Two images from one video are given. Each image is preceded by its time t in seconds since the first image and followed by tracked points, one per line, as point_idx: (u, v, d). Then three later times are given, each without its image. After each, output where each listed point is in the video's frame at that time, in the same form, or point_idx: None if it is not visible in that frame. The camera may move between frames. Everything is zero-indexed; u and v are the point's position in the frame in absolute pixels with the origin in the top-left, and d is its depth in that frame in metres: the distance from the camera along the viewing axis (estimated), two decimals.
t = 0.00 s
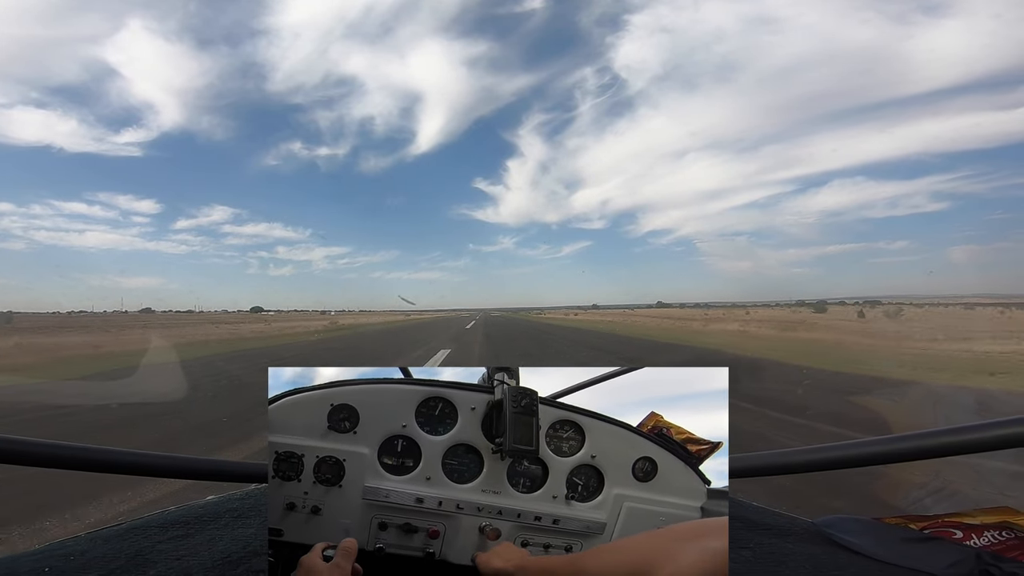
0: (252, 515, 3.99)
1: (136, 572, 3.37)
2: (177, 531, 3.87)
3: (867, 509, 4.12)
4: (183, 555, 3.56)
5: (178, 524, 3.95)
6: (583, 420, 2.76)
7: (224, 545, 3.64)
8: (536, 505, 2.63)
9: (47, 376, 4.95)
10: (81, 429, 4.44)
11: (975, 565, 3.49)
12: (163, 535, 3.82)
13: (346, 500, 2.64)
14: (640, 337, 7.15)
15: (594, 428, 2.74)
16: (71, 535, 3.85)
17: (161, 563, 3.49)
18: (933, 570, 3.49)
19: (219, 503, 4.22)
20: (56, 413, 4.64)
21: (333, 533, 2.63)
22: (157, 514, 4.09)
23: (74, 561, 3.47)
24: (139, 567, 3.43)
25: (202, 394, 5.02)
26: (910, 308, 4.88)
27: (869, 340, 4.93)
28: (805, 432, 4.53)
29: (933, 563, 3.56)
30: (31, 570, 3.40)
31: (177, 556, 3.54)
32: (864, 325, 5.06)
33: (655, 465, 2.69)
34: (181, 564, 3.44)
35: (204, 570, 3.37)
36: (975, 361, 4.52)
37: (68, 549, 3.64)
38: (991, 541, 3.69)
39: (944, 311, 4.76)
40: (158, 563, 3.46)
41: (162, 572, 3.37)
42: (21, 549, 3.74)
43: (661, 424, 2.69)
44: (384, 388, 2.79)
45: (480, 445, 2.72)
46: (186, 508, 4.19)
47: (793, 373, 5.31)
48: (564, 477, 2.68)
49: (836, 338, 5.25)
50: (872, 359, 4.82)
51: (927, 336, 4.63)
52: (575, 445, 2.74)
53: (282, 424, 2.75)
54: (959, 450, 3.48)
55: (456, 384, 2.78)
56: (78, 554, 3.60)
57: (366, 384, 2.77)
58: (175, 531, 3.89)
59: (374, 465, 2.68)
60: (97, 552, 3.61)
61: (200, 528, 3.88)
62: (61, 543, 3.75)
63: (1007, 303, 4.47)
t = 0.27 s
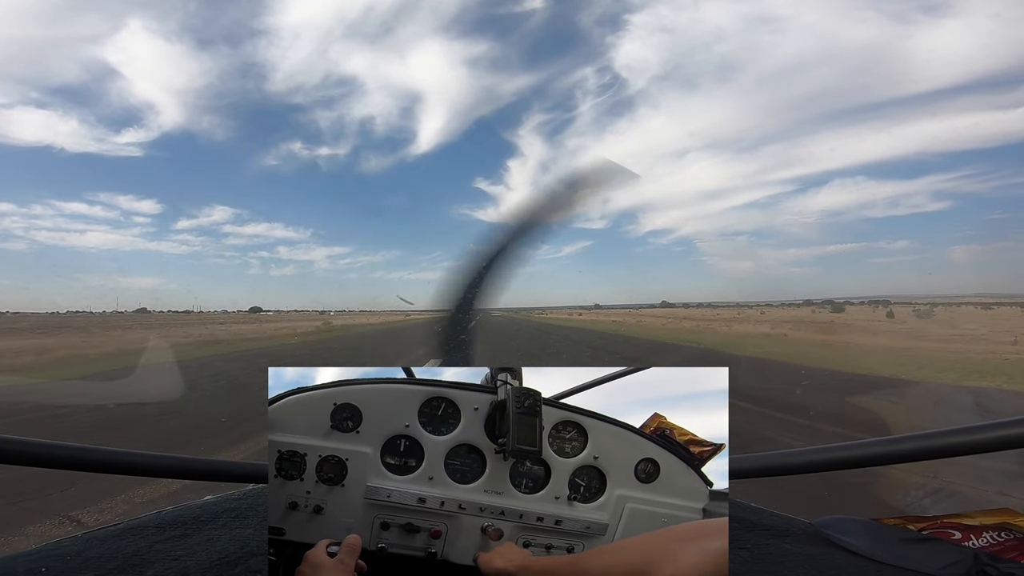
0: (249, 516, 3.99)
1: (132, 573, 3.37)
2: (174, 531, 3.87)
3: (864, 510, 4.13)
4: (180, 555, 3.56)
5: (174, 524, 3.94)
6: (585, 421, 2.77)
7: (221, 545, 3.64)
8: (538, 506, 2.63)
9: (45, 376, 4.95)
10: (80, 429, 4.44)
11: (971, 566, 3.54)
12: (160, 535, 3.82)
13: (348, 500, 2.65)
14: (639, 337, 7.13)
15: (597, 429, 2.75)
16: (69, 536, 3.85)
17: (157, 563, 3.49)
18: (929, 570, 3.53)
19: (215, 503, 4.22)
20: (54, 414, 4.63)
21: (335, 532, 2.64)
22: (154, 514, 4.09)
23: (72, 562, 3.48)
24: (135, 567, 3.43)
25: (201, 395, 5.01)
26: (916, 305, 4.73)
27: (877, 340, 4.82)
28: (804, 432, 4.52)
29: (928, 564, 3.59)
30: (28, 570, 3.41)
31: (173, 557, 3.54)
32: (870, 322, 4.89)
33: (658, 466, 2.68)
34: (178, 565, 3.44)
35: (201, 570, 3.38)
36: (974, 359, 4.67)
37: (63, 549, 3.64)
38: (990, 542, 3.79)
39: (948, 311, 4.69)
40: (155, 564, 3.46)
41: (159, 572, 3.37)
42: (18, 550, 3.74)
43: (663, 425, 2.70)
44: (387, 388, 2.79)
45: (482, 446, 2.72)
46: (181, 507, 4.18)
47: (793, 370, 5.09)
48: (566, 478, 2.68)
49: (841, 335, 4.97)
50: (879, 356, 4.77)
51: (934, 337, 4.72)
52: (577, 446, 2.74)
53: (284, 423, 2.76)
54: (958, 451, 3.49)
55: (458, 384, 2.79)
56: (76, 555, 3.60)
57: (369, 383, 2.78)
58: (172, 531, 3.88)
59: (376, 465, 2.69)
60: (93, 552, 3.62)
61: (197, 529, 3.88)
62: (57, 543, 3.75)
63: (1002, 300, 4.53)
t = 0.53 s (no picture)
0: (250, 516, 3.98)
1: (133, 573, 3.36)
2: (174, 531, 3.85)
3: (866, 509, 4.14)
4: (181, 555, 3.55)
5: (176, 524, 3.93)
6: (587, 421, 2.75)
7: (222, 546, 3.63)
8: (539, 506, 2.62)
9: (44, 376, 4.94)
10: (78, 429, 4.43)
11: (972, 565, 3.48)
12: (161, 535, 3.81)
13: (348, 501, 2.63)
14: (639, 337, 7.11)
15: (598, 430, 2.73)
16: (68, 536, 3.84)
17: (158, 563, 3.48)
18: (930, 569, 3.46)
19: (216, 503, 4.21)
20: (53, 414, 4.63)
21: (336, 533, 2.62)
22: (156, 513, 4.08)
23: (71, 562, 3.47)
24: (136, 567, 3.42)
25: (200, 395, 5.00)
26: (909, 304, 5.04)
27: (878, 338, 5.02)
28: (805, 431, 4.50)
29: (929, 563, 3.54)
30: (25, 570, 3.39)
31: (174, 557, 3.53)
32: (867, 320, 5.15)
33: (660, 467, 2.67)
34: (178, 565, 3.43)
35: (202, 570, 3.37)
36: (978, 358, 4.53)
37: (65, 549, 3.63)
38: (993, 540, 3.73)
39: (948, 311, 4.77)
40: (155, 564, 3.45)
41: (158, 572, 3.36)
42: (16, 550, 3.73)
43: (667, 425, 2.67)
44: (387, 389, 2.78)
45: (483, 446, 2.71)
46: (182, 506, 4.16)
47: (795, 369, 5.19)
48: (568, 479, 2.67)
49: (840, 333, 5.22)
50: (885, 356, 4.91)
51: (933, 334, 4.75)
52: (579, 447, 2.73)
53: (284, 424, 2.74)
54: (959, 449, 3.46)
55: (459, 384, 2.77)
56: (76, 555, 3.59)
57: (369, 384, 2.76)
58: (173, 531, 3.87)
59: (377, 466, 2.67)
60: (95, 552, 3.61)
61: (198, 529, 3.87)
62: (57, 543, 3.74)
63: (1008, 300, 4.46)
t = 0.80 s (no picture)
0: (250, 515, 3.99)
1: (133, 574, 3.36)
2: (174, 532, 3.86)
3: (867, 508, 4.11)
4: (181, 556, 3.55)
5: (176, 524, 3.93)
6: (591, 421, 2.74)
7: (222, 546, 3.63)
8: (543, 507, 2.62)
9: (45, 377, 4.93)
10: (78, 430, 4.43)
11: (972, 565, 3.49)
12: (161, 535, 3.81)
13: (352, 501, 2.63)
14: (640, 337, 7.10)
15: (602, 430, 2.72)
16: (69, 537, 3.85)
17: (158, 564, 3.48)
18: (930, 569, 3.47)
19: (217, 503, 4.21)
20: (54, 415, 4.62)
21: (339, 533, 2.62)
22: (155, 514, 4.08)
23: (71, 562, 3.47)
24: (137, 568, 3.43)
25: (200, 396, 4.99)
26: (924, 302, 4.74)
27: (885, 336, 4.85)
28: (806, 431, 4.49)
29: (929, 563, 3.54)
30: (27, 571, 3.40)
31: (174, 558, 3.53)
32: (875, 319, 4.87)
33: (664, 468, 2.66)
34: (178, 565, 3.43)
35: (202, 571, 3.37)
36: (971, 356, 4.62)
37: (65, 550, 3.63)
38: (993, 542, 3.77)
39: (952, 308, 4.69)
40: (156, 564, 3.45)
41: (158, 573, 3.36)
42: (17, 551, 3.73)
43: (670, 426, 2.67)
44: (391, 389, 2.77)
45: (487, 447, 2.70)
46: (182, 507, 4.16)
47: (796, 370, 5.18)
48: (571, 480, 2.67)
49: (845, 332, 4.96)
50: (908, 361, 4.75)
51: (965, 335, 4.67)
52: (582, 448, 2.72)
53: (288, 423, 2.74)
54: (961, 449, 3.46)
55: (463, 384, 2.77)
56: (76, 555, 3.59)
57: (373, 384, 2.76)
58: (172, 531, 3.87)
59: (380, 466, 2.67)
60: (95, 553, 3.61)
61: (198, 529, 3.87)
62: (58, 544, 3.74)
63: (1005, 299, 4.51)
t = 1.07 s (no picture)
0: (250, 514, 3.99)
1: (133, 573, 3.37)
2: (174, 530, 3.86)
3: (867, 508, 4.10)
4: (181, 555, 3.56)
5: (176, 523, 3.94)
6: (591, 422, 2.74)
7: (223, 545, 3.64)
8: (544, 507, 2.62)
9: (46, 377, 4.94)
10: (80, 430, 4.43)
11: (972, 565, 3.48)
12: (161, 534, 3.82)
13: (353, 501, 2.64)
14: (642, 337, 7.10)
15: (603, 431, 2.73)
16: (70, 536, 3.86)
17: (158, 563, 3.49)
18: (929, 569, 3.47)
19: (217, 502, 4.22)
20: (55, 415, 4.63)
21: (340, 532, 2.63)
22: (155, 513, 4.09)
23: (72, 561, 3.48)
24: (137, 567, 3.44)
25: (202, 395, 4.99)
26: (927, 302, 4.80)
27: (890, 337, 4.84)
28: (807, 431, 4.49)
29: (929, 563, 3.54)
30: (29, 570, 3.41)
31: (174, 557, 3.54)
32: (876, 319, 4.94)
33: (664, 469, 2.67)
34: (178, 564, 3.44)
35: (203, 570, 3.38)
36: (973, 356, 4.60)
37: (66, 548, 3.65)
38: (994, 542, 3.75)
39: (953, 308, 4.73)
40: (155, 563, 3.46)
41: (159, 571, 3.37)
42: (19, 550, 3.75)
43: (672, 427, 2.67)
44: (392, 389, 2.78)
45: (488, 447, 2.71)
46: (183, 506, 4.17)
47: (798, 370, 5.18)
48: (572, 480, 2.67)
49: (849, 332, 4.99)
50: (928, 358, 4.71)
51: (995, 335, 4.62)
52: (583, 448, 2.73)
53: (289, 423, 2.75)
54: (961, 449, 3.45)
55: (464, 385, 2.77)
56: (76, 554, 3.60)
57: (374, 385, 2.77)
58: (172, 530, 3.88)
59: (381, 466, 2.68)
60: (96, 551, 3.62)
61: (198, 528, 3.88)
62: (59, 542, 3.76)
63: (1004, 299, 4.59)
